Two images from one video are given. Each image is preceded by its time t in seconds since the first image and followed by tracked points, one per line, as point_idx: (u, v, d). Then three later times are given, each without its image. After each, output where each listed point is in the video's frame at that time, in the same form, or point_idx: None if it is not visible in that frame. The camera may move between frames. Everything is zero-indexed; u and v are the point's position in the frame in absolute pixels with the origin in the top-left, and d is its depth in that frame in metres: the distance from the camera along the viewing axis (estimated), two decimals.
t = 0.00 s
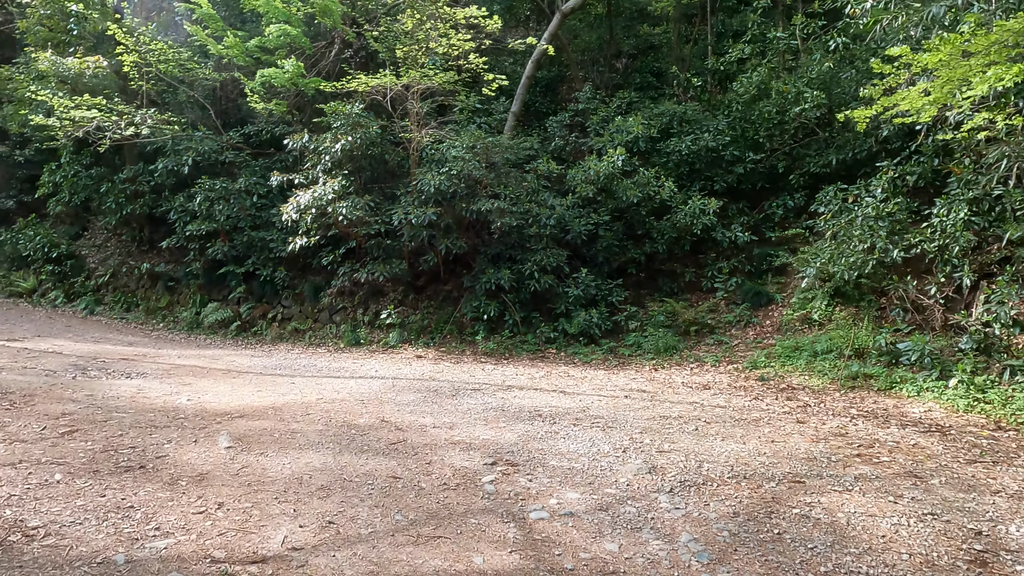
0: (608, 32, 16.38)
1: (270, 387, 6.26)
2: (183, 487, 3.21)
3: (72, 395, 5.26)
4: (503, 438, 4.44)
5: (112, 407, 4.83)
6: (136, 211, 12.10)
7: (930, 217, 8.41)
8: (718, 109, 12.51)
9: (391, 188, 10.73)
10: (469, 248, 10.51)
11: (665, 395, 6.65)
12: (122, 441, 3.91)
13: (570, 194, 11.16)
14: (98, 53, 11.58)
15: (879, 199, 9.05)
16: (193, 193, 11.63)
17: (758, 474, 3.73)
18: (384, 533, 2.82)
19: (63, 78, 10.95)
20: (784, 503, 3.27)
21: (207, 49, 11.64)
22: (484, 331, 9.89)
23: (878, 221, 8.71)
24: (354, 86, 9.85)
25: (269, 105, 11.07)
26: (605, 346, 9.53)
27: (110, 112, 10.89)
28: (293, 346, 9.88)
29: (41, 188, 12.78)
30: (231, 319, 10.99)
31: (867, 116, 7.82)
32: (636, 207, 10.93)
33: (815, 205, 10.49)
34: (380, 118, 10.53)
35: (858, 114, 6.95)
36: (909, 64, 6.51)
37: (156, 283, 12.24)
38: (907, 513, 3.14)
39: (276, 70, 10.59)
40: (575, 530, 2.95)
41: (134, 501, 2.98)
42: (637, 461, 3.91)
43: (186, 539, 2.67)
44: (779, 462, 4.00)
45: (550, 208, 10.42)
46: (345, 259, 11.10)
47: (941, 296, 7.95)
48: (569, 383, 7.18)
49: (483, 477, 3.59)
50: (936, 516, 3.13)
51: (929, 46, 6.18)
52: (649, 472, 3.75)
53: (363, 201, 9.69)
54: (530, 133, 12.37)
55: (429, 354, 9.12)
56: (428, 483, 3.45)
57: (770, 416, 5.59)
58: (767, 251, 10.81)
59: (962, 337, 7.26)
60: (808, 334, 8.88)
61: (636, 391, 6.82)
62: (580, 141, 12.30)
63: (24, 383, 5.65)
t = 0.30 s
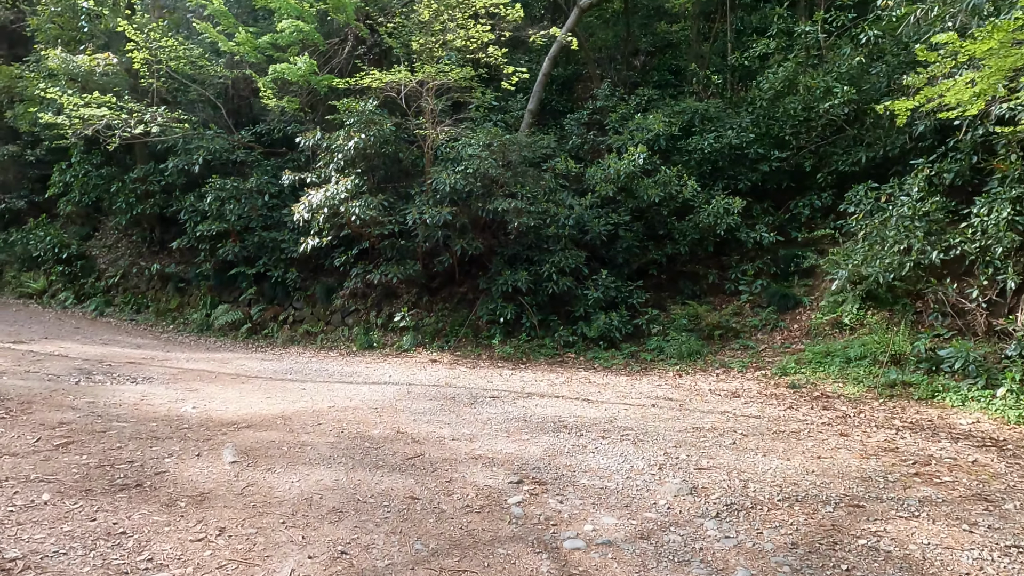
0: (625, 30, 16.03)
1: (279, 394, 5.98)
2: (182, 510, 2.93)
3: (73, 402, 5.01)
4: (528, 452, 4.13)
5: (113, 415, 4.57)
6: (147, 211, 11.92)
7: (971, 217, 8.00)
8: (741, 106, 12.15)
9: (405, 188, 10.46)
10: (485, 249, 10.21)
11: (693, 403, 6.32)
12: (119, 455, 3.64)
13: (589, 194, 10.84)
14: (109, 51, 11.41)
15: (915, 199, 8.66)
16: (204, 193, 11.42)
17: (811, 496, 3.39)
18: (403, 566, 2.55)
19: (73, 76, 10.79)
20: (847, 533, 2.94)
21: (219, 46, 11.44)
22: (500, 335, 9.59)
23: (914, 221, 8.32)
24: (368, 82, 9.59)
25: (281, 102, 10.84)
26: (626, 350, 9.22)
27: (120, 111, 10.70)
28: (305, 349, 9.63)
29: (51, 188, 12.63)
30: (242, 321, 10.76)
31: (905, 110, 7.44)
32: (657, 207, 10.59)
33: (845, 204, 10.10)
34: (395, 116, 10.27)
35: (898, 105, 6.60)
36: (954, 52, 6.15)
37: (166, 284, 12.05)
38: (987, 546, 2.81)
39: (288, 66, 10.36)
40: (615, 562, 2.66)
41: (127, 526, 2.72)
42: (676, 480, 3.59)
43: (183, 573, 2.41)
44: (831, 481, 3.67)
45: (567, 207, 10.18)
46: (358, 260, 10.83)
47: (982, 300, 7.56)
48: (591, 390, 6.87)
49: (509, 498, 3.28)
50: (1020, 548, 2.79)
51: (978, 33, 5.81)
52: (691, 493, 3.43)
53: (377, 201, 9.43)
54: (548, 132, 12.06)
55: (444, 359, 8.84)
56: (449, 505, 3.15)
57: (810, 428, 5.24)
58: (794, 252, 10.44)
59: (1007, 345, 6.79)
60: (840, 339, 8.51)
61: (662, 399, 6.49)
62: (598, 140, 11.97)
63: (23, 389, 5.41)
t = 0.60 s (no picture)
0: (643, 26, 15.63)
1: (285, 404, 5.67)
2: (166, 545, 2.63)
3: (65, 412, 4.73)
4: (551, 473, 3.79)
5: (105, 429, 4.28)
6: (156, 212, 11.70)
7: (1016, 217, 7.56)
8: (765, 102, 11.73)
9: (418, 188, 10.15)
10: (500, 251, 9.87)
11: (723, 415, 5.94)
12: (105, 476, 3.35)
13: (608, 194, 10.47)
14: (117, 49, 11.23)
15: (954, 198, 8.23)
16: (212, 193, 11.18)
17: (871, 529, 3.03)
18: None
19: (81, 75, 10.61)
20: None
21: (228, 44, 11.21)
22: (516, 340, 9.26)
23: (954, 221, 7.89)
24: (380, 79, 9.31)
25: (292, 100, 10.59)
26: (647, 357, 8.88)
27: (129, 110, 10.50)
28: (314, 354, 9.36)
29: (60, 190, 12.47)
30: (251, 325, 10.50)
31: (949, 100, 7.00)
32: (678, 207, 10.21)
33: (877, 204, 9.67)
34: (407, 113, 9.97)
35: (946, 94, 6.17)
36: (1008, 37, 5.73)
37: (175, 287, 11.84)
38: None
39: (299, 63, 10.11)
40: None
41: (102, 566, 2.43)
42: (717, 508, 3.24)
43: None
44: (891, 509, 3.30)
45: (586, 208, 9.81)
46: (370, 262, 10.54)
47: None
48: (613, 400, 6.51)
49: (532, 530, 2.96)
50: None
51: None
52: (735, 524, 3.07)
53: (389, 201, 9.14)
54: (564, 130, 11.71)
55: (458, 365, 8.53)
56: (465, 539, 2.83)
57: (853, 445, 4.85)
58: (822, 254, 10.01)
59: None
60: (873, 345, 8.09)
61: (689, 410, 6.11)
62: (616, 139, 11.59)
63: (16, 398, 5.14)
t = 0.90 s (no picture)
0: (662, 22, 15.25)
1: (294, 413, 5.38)
2: None
3: (60, 422, 4.46)
4: (584, 494, 3.46)
5: (101, 441, 4.01)
6: (166, 212, 11.45)
7: None
8: (791, 97, 11.33)
9: (433, 186, 9.84)
10: (518, 252, 9.53)
11: (758, 425, 5.57)
12: (96, 497, 3.06)
13: (629, 192, 10.12)
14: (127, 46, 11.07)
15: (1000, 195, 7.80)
16: (223, 193, 10.95)
17: (952, 565, 2.72)
18: None
19: (91, 73, 10.43)
20: None
21: (239, 41, 10.99)
22: (535, 344, 8.94)
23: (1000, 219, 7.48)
24: (394, 74, 9.03)
25: (303, 97, 10.36)
26: (671, 362, 8.53)
27: (138, 107, 10.31)
28: (327, 358, 9.09)
29: (71, 190, 12.31)
30: (262, 327, 10.24)
31: (998, 90, 6.59)
32: (703, 206, 9.84)
33: (913, 202, 9.25)
34: (422, 109, 9.67)
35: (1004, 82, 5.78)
36: None
37: (186, 288, 11.62)
38: None
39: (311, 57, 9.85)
40: None
41: None
42: (775, 540, 2.90)
43: None
44: (971, 541, 2.95)
45: (607, 207, 9.47)
46: (383, 263, 10.24)
47: None
48: (639, 408, 6.17)
49: (568, 565, 2.68)
50: None
51: None
52: (797, 559, 2.75)
53: (403, 200, 8.87)
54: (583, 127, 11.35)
55: (475, 370, 8.22)
56: None
57: (907, 461, 4.47)
58: (854, 254, 9.59)
59: None
60: (912, 350, 7.69)
61: (721, 420, 5.74)
62: (637, 136, 11.24)
63: (11, 406, 4.88)
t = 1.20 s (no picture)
0: (683, 17, 14.83)
1: (303, 424, 5.09)
2: None
3: (54, 435, 4.20)
4: (619, 521, 3.14)
5: (96, 457, 3.74)
6: (177, 214, 11.18)
7: None
8: (820, 93, 10.95)
9: (449, 186, 9.53)
10: (537, 253, 9.18)
11: (798, 439, 5.20)
12: (82, 524, 2.80)
13: (651, 191, 9.74)
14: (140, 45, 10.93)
15: None
16: (235, 194, 10.74)
17: None
18: None
19: (102, 72, 10.29)
20: None
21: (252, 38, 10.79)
22: (555, 349, 8.61)
23: None
24: (410, 70, 8.79)
25: (316, 95, 10.15)
26: (697, 368, 8.17)
27: (149, 106, 10.15)
28: (340, 363, 8.83)
29: (83, 191, 12.18)
30: (274, 331, 9.98)
31: None
32: (729, 206, 9.46)
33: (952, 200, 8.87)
34: (438, 107, 9.40)
35: None
36: None
37: (197, 291, 11.41)
38: None
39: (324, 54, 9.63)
40: None
41: None
42: None
43: None
44: None
45: (629, 207, 9.13)
46: (398, 265, 9.94)
47: None
48: (668, 420, 5.81)
49: None
50: None
51: None
52: None
53: (418, 200, 8.61)
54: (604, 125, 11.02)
55: (492, 377, 7.91)
56: None
57: (968, 481, 4.09)
58: (889, 255, 9.17)
59: None
60: (955, 358, 7.27)
61: (758, 433, 5.35)
62: (659, 134, 10.85)
63: (7, 416, 4.64)
